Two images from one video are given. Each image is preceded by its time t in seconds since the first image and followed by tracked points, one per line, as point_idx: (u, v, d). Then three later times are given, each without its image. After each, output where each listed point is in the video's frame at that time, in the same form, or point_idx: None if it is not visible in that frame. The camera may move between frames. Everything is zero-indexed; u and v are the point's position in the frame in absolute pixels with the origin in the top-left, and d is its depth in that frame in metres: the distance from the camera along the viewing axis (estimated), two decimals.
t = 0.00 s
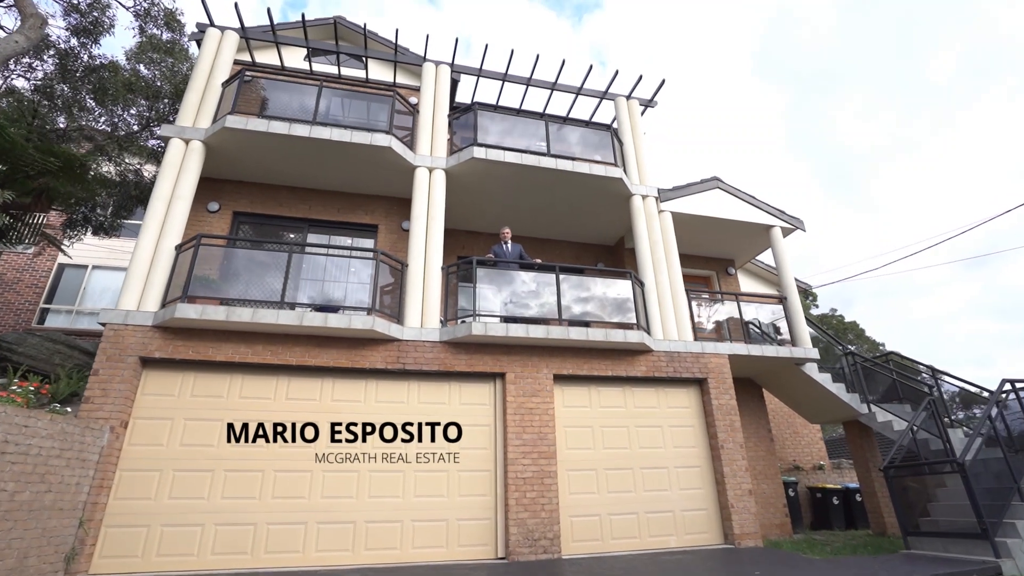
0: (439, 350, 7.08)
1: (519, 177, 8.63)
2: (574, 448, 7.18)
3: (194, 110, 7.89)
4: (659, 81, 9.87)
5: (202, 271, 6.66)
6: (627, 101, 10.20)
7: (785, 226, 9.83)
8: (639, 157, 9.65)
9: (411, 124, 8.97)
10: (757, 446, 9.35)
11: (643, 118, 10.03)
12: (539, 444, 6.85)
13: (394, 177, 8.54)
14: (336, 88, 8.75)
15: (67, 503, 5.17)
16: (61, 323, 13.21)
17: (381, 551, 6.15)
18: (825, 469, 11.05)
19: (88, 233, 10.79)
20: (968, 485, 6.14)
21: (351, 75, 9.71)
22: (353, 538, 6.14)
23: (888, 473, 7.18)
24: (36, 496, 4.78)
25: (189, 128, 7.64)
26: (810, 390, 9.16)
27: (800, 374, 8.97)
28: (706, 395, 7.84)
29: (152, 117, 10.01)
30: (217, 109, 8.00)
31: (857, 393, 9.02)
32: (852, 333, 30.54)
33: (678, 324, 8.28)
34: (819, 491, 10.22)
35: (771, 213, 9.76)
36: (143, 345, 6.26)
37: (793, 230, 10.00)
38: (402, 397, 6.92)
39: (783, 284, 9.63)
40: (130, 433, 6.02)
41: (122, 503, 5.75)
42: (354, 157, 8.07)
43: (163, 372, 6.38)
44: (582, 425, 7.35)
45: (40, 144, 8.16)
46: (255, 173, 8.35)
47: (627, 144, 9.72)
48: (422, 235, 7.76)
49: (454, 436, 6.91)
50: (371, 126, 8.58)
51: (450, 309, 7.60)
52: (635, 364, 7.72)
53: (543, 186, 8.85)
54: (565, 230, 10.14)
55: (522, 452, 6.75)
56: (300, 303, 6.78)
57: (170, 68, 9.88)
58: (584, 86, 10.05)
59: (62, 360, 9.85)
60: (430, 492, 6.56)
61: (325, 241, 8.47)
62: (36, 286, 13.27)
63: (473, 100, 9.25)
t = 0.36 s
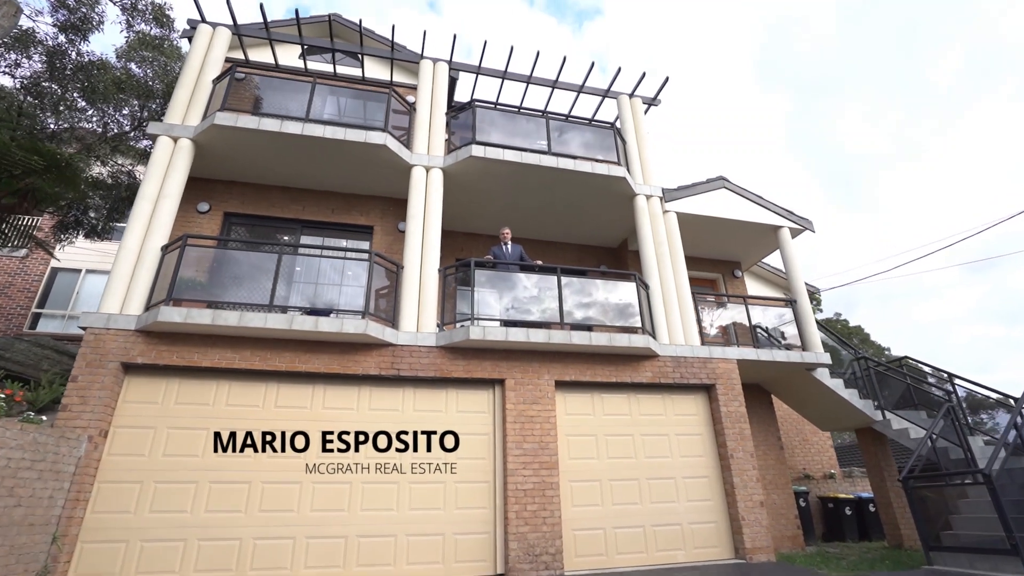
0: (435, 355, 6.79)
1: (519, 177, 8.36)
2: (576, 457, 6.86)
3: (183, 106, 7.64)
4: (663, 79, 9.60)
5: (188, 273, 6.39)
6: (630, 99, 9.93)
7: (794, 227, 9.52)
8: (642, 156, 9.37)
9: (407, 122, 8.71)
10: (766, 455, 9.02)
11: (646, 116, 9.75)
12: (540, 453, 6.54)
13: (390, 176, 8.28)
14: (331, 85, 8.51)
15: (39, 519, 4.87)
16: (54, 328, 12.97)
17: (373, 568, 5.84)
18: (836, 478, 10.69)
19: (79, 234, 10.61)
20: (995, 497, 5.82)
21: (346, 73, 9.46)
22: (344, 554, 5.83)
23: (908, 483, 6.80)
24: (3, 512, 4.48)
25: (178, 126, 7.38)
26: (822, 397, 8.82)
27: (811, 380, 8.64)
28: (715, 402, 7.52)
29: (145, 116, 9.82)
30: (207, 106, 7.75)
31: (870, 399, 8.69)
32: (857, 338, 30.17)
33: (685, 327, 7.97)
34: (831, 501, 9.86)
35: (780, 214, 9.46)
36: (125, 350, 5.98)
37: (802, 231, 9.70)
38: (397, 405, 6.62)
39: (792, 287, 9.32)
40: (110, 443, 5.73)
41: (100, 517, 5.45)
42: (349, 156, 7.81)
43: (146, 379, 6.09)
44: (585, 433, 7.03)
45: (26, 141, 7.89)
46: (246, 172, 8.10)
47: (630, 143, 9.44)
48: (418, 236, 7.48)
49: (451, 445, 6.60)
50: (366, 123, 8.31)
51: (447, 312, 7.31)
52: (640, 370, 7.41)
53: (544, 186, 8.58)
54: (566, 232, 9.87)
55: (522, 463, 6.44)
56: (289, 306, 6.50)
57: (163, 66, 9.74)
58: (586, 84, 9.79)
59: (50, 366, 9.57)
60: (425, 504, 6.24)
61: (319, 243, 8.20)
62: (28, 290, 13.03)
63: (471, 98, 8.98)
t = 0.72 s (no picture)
0: (431, 361, 6.49)
1: (519, 177, 8.10)
2: (579, 469, 6.54)
3: (172, 105, 7.41)
4: (666, 78, 9.36)
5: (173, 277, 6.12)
6: (632, 99, 9.69)
7: (803, 229, 9.23)
8: (646, 157, 9.10)
9: (404, 121, 8.47)
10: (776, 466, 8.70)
11: (650, 116, 9.50)
12: (541, 465, 6.22)
13: (385, 177, 8.02)
14: (325, 83, 8.28)
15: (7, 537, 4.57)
16: (45, 334, 12.70)
17: None
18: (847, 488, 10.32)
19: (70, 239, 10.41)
20: None
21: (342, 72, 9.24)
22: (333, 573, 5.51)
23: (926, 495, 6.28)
24: None
25: (166, 125, 7.13)
26: (834, 405, 8.49)
27: (823, 387, 8.31)
28: (723, 410, 7.20)
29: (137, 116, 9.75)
30: (197, 105, 7.51)
31: (885, 407, 8.35)
32: (864, 343, 29.78)
33: (691, 333, 7.66)
34: (843, 513, 9.50)
35: (788, 215, 9.18)
36: (105, 356, 5.69)
37: (811, 233, 9.40)
38: (391, 414, 6.32)
39: (801, 290, 9.01)
40: (87, 455, 5.44)
41: (74, 534, 5.14)
42: (342, 156, 7.56)
43: (127, 387, 5.80)
44: (588, 444, 6.72)
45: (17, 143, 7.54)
46: (237, 173, 7.85)
47: (633, 143, 9.18)
48: (413, 238, 7.20)
49: (447, 456, 6.29)
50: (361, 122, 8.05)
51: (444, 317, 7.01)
52: (645, 377, 7.10)
53: (544, 186, 8.31)
54: (568, 235, 9.60)
55: (522, 475, 6.12)
56: (278, 310, 6.22)
57: (155, 66, 9.75)
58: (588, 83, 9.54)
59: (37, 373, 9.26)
60: (420, 520, 5.92)
61: (312, 246, 7.94)
62: (19, 296, 12.76)
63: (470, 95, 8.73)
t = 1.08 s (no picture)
0: (427, 369, 6.20)
1: (519, 178, 7.85)
2: (582, 482, 6.22)
3: (160, 104, 7.19)
4: (670, 77, 9.12)
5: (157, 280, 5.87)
6: (635, 99, 9.46)
7: (812, 231, 8.95)
8: (649, 158, 8.86)
9: (400, 121, 8.24)
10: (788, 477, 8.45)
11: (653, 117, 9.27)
12: (542, 478, 5.91)
13: (380, 179, 7.77)
14: (319, 82, 8.06)
15: None
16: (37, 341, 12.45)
17: None
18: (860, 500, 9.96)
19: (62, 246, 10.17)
20: None
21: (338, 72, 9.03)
22: None
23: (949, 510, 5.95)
24: None
25: (153, 124, 6.91)
26: (846, 413, 8.16)
27: (835, 395, 7.98)
28: (732, 420, 6.89)
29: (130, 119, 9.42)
30: (186, 104, 7.29)
31: (900, 416, 8.02)
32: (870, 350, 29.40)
33: (698, 338, 7.37)
34: (856, 526, 9.16)
35: (796, 217, 8.91)
36: (84, 364, 5.42)
37: (820, 235, 9.12)
38: (384, 424, 6.02)
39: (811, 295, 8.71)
40: (63, 468, 5.15)
41: (46, 552, 4.85)
42: (336, 156, 7.33)
43: (107, 396, 5.53)
44: (591, 455, 6.41)
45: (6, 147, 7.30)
46: (227, 174, 7.62)
47: (636, 143, 8.93)
48: (409, 241, 6.94)
49: (443, 469, 5.99)
50: (356, 121, 7.82)
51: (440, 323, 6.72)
52: (651, 385, 6.80)
53: (545, 187, 8.06)
54: (569, 239, 9.35)
55: (522, 488, 5.81)
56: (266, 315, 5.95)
57: (148, 68, 9.50)
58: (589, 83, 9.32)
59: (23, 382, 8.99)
60: (413, 536, 5.61)
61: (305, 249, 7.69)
62: (11, 303, 12.53)
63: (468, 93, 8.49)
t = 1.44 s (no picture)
0: (422, 376, 5.92)
1: (518, 178, 7.62)
2: (585, 494, 5.93)
3: (149, 103, 6.99)
4: (673, 76, 8.88)
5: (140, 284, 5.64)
6: (638, 98, 9.24)
7: (822, 233, 8.68)
8: (653, 158, 8.61)
9: (397, 121, 8.02)
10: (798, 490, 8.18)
11: (656, 116, 9.04)
12: (543, 490, 5.62)
13: (376, 180, 7.55)
14: (313, 81, 7.85)
15: None
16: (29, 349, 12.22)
17: None
18: (873, 511, 9.61)
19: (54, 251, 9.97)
20: None
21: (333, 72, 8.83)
22: None
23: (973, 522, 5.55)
24: None
25: (141, 123, 6.70)
26: (859, 421, 7.85)
27: (847, 402, 7.67)
28: (742, 428, 6.59)
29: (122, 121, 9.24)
30: (174, 103, 7.09)
31: (916, 424, 7.71)
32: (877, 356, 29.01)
33: (705, 343, 7.09)
34: (870, 539, 8.84)
35: (804, 219, 8.65)
36: (61, 371, 5.17)
37: (830, 237, 8.85)
38: (377, 434, 5.75)
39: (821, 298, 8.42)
40: (37, 482, 4.89)
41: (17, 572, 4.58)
42: (329, 156, 7.10)
43: (86, 405, 5.27)
44: (595, 466, 6.12)
45: None
46: (218, 176, 7.41)
47: (639, 143, 8.70)
48: (404, 243, 6.69)
49: (439, 481, 5.70)
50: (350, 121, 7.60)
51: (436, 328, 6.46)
52: (656, 392, 6.51)
53: (545, 188, 7.82)
54: (571, 242, 9.11)
55: (522, 502, 5.52)
56: (254, 319, 5.70)
57: (139, 69, 9.34)
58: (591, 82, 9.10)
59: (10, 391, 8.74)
60: (408, 552, 5.32)
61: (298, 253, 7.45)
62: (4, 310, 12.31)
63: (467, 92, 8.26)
